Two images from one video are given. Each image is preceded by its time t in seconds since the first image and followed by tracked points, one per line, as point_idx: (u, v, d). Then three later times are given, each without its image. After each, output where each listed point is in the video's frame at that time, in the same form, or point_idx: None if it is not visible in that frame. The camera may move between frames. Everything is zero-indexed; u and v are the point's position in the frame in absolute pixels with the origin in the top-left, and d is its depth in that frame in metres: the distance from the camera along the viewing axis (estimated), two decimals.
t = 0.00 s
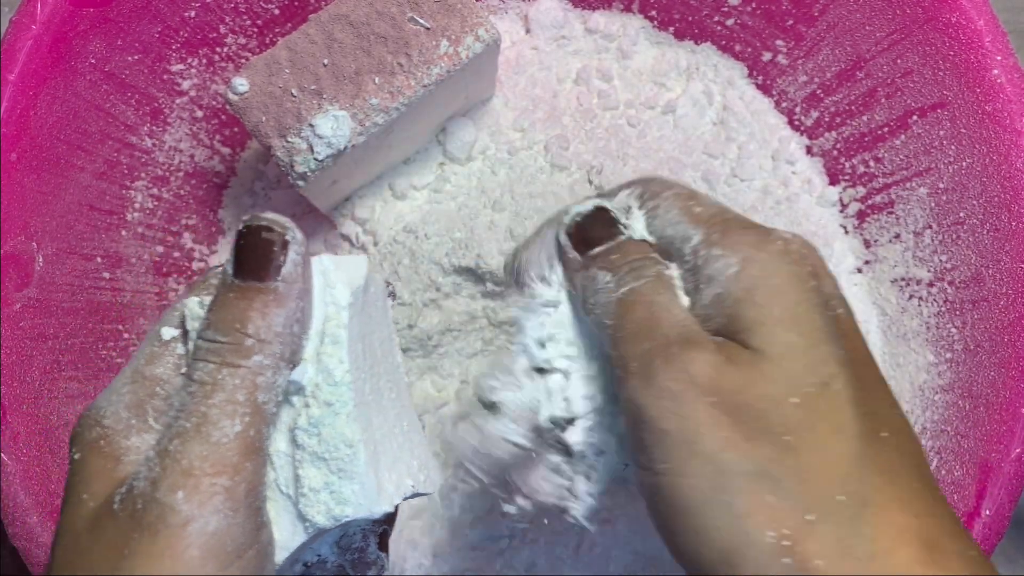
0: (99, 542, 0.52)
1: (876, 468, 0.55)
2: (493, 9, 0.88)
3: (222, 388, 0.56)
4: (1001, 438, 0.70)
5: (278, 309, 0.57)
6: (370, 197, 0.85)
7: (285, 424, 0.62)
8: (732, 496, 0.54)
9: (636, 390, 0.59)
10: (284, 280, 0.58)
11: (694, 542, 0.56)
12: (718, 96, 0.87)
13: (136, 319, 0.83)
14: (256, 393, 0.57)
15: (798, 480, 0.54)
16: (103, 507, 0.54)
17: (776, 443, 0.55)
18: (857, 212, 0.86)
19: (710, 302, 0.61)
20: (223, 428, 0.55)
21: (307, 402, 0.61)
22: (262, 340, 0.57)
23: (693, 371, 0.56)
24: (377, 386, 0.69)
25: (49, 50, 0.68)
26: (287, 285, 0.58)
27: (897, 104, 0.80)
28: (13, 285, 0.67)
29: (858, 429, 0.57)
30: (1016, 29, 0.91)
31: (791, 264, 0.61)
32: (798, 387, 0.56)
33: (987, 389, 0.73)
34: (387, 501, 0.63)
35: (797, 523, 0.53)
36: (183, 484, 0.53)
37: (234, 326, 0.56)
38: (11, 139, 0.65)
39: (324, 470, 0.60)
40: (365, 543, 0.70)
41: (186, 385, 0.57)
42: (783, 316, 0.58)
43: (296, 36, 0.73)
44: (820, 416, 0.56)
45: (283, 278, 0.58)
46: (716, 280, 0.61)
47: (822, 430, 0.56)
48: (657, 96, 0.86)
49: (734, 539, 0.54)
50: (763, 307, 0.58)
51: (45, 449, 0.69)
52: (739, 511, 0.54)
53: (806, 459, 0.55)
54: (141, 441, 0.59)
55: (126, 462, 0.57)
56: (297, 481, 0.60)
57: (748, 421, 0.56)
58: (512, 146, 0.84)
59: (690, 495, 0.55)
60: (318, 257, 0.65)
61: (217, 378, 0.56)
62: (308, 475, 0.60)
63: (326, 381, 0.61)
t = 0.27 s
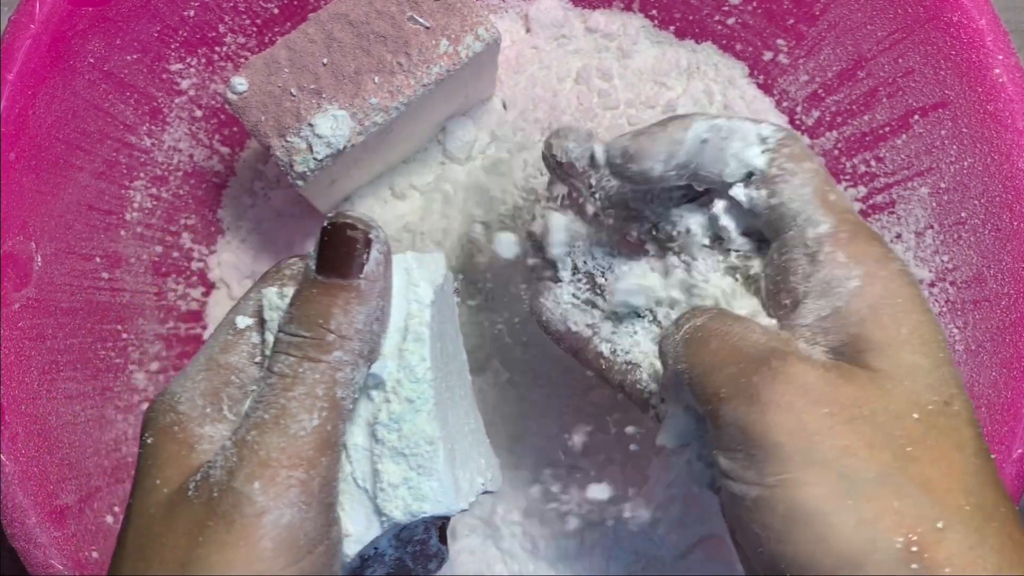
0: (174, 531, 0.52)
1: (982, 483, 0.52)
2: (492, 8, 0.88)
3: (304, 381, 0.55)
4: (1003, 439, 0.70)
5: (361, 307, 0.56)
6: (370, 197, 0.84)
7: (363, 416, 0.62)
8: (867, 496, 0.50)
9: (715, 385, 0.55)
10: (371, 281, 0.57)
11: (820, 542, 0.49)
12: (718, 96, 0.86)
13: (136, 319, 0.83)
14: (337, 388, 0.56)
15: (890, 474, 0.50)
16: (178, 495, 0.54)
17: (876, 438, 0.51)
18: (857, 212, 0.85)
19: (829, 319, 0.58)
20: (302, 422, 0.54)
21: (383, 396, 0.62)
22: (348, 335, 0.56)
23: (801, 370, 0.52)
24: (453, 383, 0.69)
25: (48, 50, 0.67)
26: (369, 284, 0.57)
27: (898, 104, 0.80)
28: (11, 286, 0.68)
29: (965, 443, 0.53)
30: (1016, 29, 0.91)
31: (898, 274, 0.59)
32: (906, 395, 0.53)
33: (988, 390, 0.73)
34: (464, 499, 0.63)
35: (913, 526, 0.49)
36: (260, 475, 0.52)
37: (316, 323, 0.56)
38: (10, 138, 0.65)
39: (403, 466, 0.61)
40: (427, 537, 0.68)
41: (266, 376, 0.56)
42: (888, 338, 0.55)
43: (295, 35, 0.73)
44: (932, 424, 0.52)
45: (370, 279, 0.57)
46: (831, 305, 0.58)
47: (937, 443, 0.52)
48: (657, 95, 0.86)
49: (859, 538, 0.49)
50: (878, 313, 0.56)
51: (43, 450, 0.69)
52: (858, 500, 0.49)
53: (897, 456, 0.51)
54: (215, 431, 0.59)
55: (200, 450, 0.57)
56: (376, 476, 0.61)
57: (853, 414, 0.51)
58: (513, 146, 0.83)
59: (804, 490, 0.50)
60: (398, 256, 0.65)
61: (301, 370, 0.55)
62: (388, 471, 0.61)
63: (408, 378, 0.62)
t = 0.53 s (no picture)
0: (201, 527, 0.52)
1: (1000, 439, 0.55)
2: (492, 8, 0.88)
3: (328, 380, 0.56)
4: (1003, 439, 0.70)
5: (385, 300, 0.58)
6: (370, 197, 0.84)
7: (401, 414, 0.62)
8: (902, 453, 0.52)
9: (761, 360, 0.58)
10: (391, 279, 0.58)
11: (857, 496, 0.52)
12: (719, 96, 0.86)
13: (135, 319, 0.82)
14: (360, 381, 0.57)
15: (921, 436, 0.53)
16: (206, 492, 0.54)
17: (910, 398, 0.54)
18: (857, 211, 0.85)
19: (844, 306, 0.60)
20: (325, 419, 0.54)
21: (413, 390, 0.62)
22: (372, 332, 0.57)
23: (832, 338, 0.56)
24: (485, 378, 0.69)
25: (48, 50, 0.67)
26: (393, 281, 0.58)
27: (898, 104, 0.80)
28: (10, 285, 0.68)
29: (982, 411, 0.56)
30: (1016, 29, 0.91)
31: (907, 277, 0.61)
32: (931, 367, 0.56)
33: (989, 390, 0.73)
34: (501, 495, 0.62)
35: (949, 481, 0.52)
36: (283, 472, 0.52)
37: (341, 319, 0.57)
38: (10, 138, 0.65)
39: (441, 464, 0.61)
40: (460, 526, 0.71)
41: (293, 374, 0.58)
42: (905, 317, 0.58)
43: (295, 35, 0.73)
44: (954, 392, 0.56)
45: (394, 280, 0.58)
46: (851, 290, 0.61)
47: (960, 406, 0.55)
48: (657, 95, 0.85)
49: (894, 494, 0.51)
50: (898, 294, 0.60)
51: (43, 450, 0.69)
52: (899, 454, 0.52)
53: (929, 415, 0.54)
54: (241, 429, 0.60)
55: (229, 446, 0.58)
56: (411, 471, 0.61)
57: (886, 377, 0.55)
58: (513, 145, 0.83)
59: (842, 448, 0.52)
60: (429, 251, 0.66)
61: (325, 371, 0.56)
62: (425, 468, 0.60)
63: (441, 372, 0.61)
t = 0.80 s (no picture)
0: (186, 522, 0.52)
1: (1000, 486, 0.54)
2: (492, 8, 0.88)
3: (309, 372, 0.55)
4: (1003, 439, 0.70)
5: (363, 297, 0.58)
6: (370, 197, 0.84)
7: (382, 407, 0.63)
8: (872, 487, 0.53)
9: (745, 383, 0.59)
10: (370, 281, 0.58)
11: (827, 522, 0.53)
12: (719, 96, 0.86)
13: (135, 319, 0.82)
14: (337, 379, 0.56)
15: (902, 472, 0.53)
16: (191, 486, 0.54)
17: (901, 434, 0.54)
18: (857, 211, 0.85)
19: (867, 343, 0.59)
20: (309, 412, 0.54)
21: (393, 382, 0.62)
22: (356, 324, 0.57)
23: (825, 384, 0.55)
24: (466, 373, 0.69)
25: (48, 50, 0.68)
26: (374, 277, 0.58)
27: (898, 104, 0.80)
28: (10, 285, 0.68)
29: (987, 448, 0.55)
30: (1017, 29, 0.91)
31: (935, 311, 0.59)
32: (939, 403, 0.55)
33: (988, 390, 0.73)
34: (484, 485, 0.63)
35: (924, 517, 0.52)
36: (269, 464, 0.52)
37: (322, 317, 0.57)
38: (10, 138, 0.65)
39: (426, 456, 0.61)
40: (445, 522, 0.71)
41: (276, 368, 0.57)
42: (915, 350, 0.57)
43: (295, 35, 0.73)
44: (959, 429, 0.55)
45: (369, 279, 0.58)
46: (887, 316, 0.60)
47: (961, 444, 0.54)
48: (657, 95, 0.86)
49: (866, 522, 0.52)
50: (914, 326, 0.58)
51: (43, 450, 0.69)
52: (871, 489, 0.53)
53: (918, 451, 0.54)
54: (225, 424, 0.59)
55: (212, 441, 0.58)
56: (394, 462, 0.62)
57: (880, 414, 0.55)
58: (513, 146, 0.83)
59: (818, 475, 0.54)
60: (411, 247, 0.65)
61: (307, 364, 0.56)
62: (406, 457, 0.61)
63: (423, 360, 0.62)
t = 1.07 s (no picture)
0: (231, 517, 0.52)
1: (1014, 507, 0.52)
2: (492, 8, 0.88)
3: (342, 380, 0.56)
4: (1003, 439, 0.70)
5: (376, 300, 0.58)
6: (370, 197, 0.84)
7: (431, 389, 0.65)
8: (898, 506, 0.50)
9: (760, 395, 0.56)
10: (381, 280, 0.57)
11: (851, 541, 0.50)
12: (719, 96, 0.86)
13: (135, 319, 0.82)
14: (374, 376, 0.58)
15: (925, 496, 0.50)
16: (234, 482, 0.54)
17: (923, 451, 0.52)
18: (857, 211, 0.85)
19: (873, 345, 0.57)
20: (350, 416, 0.56)
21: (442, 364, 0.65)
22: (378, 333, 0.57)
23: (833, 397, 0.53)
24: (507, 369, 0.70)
25: (48, 50, 0.68)
26: (385, 281, 0.57)
27: (898, 104, 0.80)
28: (10, 285, 0.68)
29: (1000, 470, 0.53)
30: (1016, 29, 0.91)
31: (943, 306, 0.57)
32: (954, 417, 0.53)
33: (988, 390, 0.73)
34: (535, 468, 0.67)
35: (951, 541, 0.49)
36: (317, 468, 0.53)
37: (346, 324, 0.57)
38: (11, 138, 0.65)
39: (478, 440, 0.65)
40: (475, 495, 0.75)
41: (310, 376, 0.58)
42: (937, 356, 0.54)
43: (295, 36, 0.73)
44: (975, 452, 0.53)
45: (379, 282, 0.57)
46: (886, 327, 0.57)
47: (978, 467, 0.52)
48: (657, 95, 0.86)
49: (887, 554, 0.49)
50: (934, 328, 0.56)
51: (43, 450, 0.69)
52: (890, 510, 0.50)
53: (940, 473, 0.51)
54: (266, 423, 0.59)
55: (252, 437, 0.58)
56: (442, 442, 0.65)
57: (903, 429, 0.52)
58: (513, 146, 0.83)
59: (839, 490, 0.51)
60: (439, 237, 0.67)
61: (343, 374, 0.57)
62: (464, 441, 0.64)
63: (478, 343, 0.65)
